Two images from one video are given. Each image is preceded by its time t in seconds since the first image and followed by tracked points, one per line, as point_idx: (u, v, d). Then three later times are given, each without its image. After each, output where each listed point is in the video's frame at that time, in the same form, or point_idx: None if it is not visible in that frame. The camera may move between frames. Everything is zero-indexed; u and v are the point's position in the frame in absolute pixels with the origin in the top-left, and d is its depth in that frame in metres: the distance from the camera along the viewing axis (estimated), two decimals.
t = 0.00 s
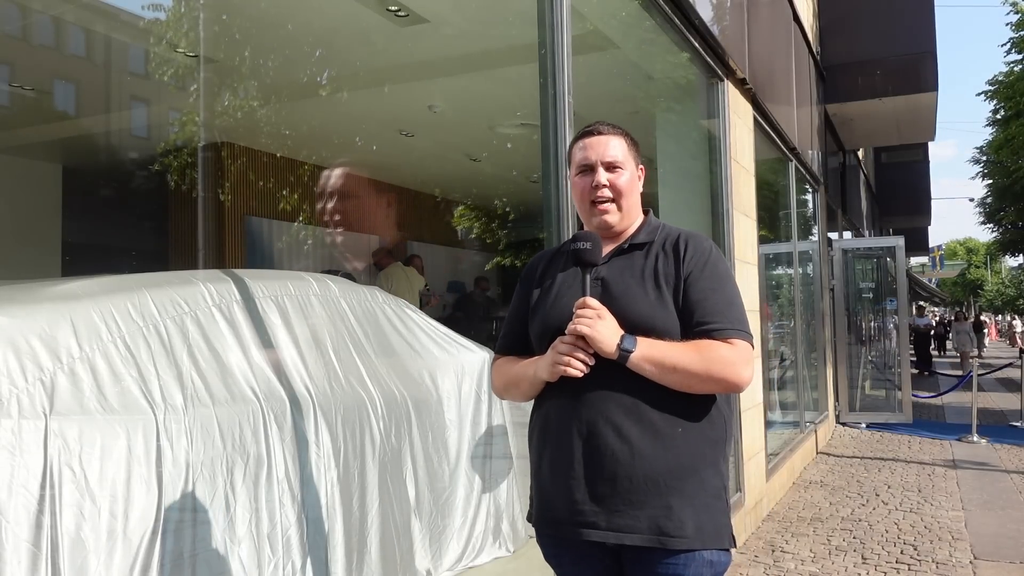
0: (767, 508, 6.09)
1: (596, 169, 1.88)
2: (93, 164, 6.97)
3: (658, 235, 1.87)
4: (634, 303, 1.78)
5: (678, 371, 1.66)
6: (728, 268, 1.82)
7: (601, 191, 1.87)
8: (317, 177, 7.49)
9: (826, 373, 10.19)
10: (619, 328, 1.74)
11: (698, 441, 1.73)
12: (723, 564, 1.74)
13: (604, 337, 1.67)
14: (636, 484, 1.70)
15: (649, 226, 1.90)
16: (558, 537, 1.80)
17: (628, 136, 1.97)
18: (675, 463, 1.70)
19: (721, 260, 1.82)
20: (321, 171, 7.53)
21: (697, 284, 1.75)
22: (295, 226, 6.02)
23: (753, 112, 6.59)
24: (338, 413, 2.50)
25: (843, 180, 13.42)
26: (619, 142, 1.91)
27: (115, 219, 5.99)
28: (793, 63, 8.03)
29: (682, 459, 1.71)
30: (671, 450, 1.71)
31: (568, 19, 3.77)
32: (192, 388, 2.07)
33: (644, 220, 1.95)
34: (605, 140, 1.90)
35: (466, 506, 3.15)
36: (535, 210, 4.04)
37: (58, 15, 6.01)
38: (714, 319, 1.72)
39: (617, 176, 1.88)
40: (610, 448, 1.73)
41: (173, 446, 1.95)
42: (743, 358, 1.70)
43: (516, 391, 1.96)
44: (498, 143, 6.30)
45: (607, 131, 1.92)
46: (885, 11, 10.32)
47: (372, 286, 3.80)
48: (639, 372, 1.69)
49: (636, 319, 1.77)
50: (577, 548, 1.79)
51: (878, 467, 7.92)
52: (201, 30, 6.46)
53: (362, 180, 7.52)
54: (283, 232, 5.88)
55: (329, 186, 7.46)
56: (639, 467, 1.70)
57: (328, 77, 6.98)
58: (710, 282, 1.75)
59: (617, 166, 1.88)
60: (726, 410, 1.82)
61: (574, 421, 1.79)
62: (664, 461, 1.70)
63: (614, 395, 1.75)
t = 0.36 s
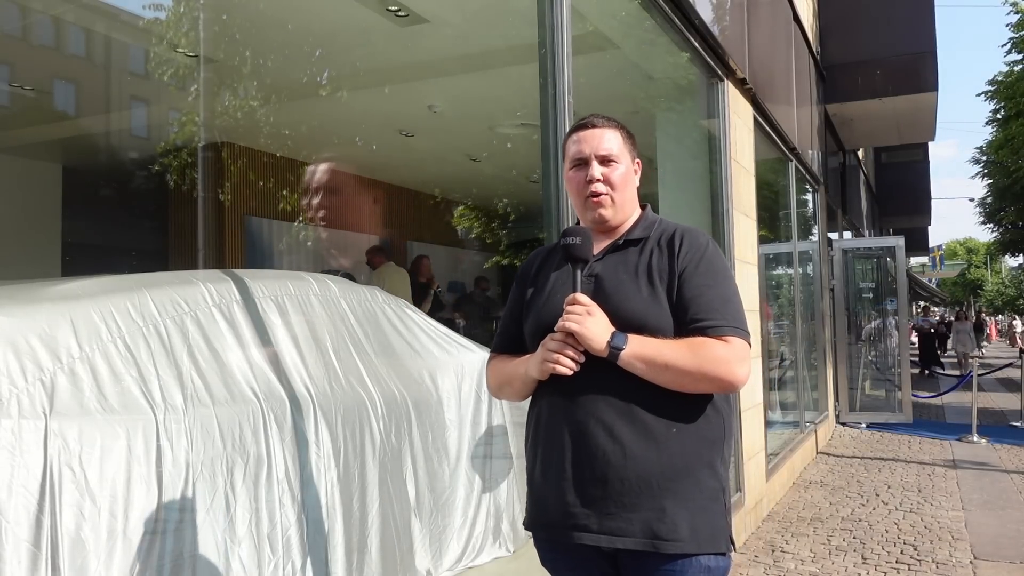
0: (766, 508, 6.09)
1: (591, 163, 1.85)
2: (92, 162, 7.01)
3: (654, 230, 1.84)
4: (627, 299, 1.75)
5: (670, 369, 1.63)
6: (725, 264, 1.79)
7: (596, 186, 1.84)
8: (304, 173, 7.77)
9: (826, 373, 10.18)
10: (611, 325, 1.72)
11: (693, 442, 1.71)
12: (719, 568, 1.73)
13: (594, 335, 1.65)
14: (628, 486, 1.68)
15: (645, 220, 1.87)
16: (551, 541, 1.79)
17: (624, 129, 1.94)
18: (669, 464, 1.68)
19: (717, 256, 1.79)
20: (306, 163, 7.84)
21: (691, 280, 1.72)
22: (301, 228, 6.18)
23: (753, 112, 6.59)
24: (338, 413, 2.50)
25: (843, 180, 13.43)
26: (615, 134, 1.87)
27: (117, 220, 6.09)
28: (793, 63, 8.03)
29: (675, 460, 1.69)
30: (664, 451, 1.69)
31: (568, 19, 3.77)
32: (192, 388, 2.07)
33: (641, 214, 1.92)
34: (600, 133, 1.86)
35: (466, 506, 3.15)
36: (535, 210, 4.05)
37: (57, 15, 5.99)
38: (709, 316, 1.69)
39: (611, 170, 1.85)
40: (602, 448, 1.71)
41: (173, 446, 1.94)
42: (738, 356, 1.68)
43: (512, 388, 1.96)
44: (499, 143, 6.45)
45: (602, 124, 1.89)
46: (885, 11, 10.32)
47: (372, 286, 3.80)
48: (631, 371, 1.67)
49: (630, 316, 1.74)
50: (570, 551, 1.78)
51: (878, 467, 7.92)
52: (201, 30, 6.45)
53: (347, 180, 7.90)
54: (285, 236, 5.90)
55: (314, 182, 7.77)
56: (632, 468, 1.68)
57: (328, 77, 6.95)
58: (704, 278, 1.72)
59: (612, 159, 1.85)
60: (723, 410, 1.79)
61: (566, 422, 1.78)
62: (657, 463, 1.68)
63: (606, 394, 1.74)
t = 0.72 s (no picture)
0: (766, 508, 6.09)
1: (593, 159, 1.85)
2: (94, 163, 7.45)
3: (654, 226, 1.83)
4: (627, 296, 1.74)
5: (672, 366, 1.60)
6: (727, 258, 1.76)
7: (600, 182, 1.84)
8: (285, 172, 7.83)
9: (826, 373, 10.18)
10: (611, 322, 1.70)
11: (697, 442, 1.69)
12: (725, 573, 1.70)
13: (591, 331, 1.64)
14: (630, 489, 1.67)
15: (645, 215, 1.87)
16: (552, 545, 1.78)
17: (622, 125, 1.95)
18: (671, 466, 1.66)
19: (719, 250, 1.76)
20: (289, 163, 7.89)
21: (692, 275, 1.70)
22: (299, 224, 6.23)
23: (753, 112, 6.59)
24: (338, 413, 2.50)
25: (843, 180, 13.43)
26: (614, 129, 1.88)
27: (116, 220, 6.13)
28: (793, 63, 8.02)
29: (678, 462, 1.66)
30: (666, 452, 1.66)
31: (568, 19, 3.76)
32: (192, 388, 2.07)
33: (643, 209, 1.92)
34: (599, 128, 1.87)
35: (466, 506, 3.15)
36: (535, 210, 4.05)
37: (58, 15, 5.98)
38: (711, 310, 1.66)
39: (616, 166, 1.85)
40: (603, 450, 1.70)
41: (173, 446, 1.94)
42: (743, 352, 1.64)
43: (514, 388, 1.94)
44: (499, 143, 6.45)
45: (600, 119, 1.89)
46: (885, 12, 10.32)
47: (372, 286, 3.80)
48: (632, 368, 1.65)
49: (630, 313, 1.73)
50: (572, 557, 1.77)
51: (878, 467, 7.92)
52: (201, 31, 6.44)
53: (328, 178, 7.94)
54: (284, 238, 5.91)
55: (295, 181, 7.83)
56: (633, 469, 1.66)
57: (329, 77, 6.94)
58: (706, 273, 1.70)
59: (615, 155, 1.86)
60: (729, 409, 1.76)
61: (566, 423, 1.77)
62: (659, 465, 1.66)
63: (606, 394, 1.72)
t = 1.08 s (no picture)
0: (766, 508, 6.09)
1: (585, 154, 1.84)
2: (92, 163, 7.39)
3: (651, 221, 1.83)
4: (626, 296, 1.74)
5: (677, 367, 1.59)
6: (728, 251, 1.75)
7: (592, 178, 1.83)
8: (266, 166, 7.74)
9: (826, 373, 10.17)
10: (611, 323, 1.70)
11: (707, 445, 1.67)
12: None
13: (591, 334, 1.63)
14: (640, 496, 1.65)
15: (642, 210, 1.86)
16: (565, 556, 1.77)
17: (617, 117, 1.93)
18: (682, 472, 1.64)
19: (719, 243, 1.75)
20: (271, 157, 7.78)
21: (692, 272, 1.69)
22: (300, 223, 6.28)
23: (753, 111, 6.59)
24: (338, 413, 2.50)
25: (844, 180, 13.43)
26: (607, 124, 1.87)
27: (117, 221, 6.13)
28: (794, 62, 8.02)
29: (689, 467, 1.65)
30: (676, 458, 1.65)
31: (568, 19, 3.76)
32: (192, 388, 2.07)
33: (638, 204, 1.92)
34: (592, 123, 1.86)
35: (466, 506, 3.15)
36: (535, 210, 4.05)
37: (57, 15, 5.98)
38: (714, 308, 1.65)
39: (608, 160, 1.84)
40: (611, 458, 1.69)
41: (173, 446, 1.94)
42: (747, 349, 1.63)
43: (517, 396, 1.94)
44: (498, 143, 6.46)
45: (593, 114, 1.88)
46: (886, 11, 10.32)
47: (372, 286, 3.80)
48: (635, 371, 1.64)
49: (630, 313, 1.72)
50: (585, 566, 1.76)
51: (879, 467, 7.92)
52: (201, 30, 6.44)
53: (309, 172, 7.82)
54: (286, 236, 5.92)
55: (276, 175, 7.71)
56: (641, 477, 1.65)
57: (328, 77, 6.94)
58: (707, 268, 1.69)
59: (607, 149, 1.85)
60: (739, 409, 1.74)
61: (571, 431, 1.76)
62: (668, 471, 1.64)
63: (610, 400, 1.71)
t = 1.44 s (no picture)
0: (766, 509, 6.09)
1: (585, 151, 1.84)
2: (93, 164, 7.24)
3: (655, 218, 1.82)
4: (628, 295, 1.74)
5: (679, 367, 1.58)
6: (734, 246, 1.74)
7: (593, 175, 1.83)
8: (247, 165, 7.86)
9: (826, 373, 10.17)
10: (612, 324, 1.70)
11: (713, 450, 1.66)
12: None
13: (591, 336, 1.63)
14: (643, 501, 1.65)
15: (647, 207, 1.86)
16: (567, 559, 1.77)
17: (619, 112, 1.93)
18: (686, 476, 1.64)
19: (724, 238, 1.74)
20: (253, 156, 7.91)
21: (695, 269, 1.68)
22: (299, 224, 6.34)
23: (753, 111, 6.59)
24: (338, 413, 2.50)
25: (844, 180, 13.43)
26: (608, 119, 1.87)
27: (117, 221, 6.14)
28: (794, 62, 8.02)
29: (694, 472, 1.64)
30: (680, 462, 1.64)
31: (567, 19, 3.76)
32: (192, 388, 2.07)
33: (642, 200, 1.91)
34: (592, 118, 1.86)
35: (466, 506, 3.16)
36: (535, 210, 4.05)
37: (58, 15, 5.97)
38: (718, 305, 1.63)
39: (609, 156, 1.84)
40: (613, 462, 1.69)
41: (173, 445, 1.94)
42: (753, 347, 1.61)
43: (516, 397, 1.94)
44: (499, 143, 6.46)
45: (594, 109, 1.88)
46: (885, 11, 10.32)
47: (372, 286, 3.80)
48: (636, 372, 1.64)
49: (633, 313, 1.72)
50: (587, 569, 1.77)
51: (879, 467, 7.92)
52: (201, 30, 6.44)
53: (291, 168, 7.87)
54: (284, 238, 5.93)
55: (257, 174, 7.82)
56: (644, 482, 1.65)
57: (328, 77, 6.94)
58: (710, 265, 1.68)
59: (608, 145, 1.85)
60: (747, 411, 1.73)
61: (575, 434, 1.76)
62: (672, 475, 1.64)
63: (613, 403, 1.71)
